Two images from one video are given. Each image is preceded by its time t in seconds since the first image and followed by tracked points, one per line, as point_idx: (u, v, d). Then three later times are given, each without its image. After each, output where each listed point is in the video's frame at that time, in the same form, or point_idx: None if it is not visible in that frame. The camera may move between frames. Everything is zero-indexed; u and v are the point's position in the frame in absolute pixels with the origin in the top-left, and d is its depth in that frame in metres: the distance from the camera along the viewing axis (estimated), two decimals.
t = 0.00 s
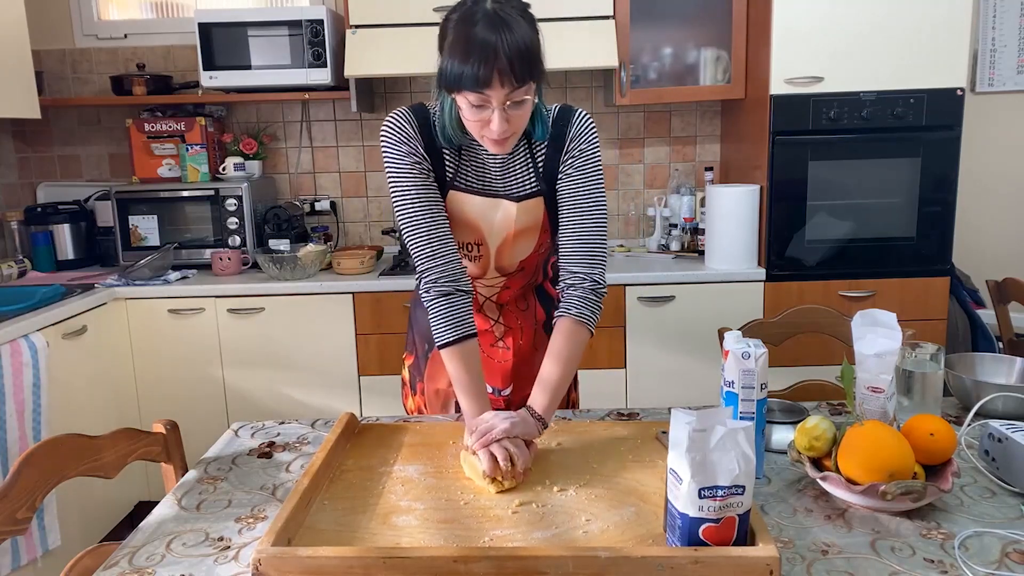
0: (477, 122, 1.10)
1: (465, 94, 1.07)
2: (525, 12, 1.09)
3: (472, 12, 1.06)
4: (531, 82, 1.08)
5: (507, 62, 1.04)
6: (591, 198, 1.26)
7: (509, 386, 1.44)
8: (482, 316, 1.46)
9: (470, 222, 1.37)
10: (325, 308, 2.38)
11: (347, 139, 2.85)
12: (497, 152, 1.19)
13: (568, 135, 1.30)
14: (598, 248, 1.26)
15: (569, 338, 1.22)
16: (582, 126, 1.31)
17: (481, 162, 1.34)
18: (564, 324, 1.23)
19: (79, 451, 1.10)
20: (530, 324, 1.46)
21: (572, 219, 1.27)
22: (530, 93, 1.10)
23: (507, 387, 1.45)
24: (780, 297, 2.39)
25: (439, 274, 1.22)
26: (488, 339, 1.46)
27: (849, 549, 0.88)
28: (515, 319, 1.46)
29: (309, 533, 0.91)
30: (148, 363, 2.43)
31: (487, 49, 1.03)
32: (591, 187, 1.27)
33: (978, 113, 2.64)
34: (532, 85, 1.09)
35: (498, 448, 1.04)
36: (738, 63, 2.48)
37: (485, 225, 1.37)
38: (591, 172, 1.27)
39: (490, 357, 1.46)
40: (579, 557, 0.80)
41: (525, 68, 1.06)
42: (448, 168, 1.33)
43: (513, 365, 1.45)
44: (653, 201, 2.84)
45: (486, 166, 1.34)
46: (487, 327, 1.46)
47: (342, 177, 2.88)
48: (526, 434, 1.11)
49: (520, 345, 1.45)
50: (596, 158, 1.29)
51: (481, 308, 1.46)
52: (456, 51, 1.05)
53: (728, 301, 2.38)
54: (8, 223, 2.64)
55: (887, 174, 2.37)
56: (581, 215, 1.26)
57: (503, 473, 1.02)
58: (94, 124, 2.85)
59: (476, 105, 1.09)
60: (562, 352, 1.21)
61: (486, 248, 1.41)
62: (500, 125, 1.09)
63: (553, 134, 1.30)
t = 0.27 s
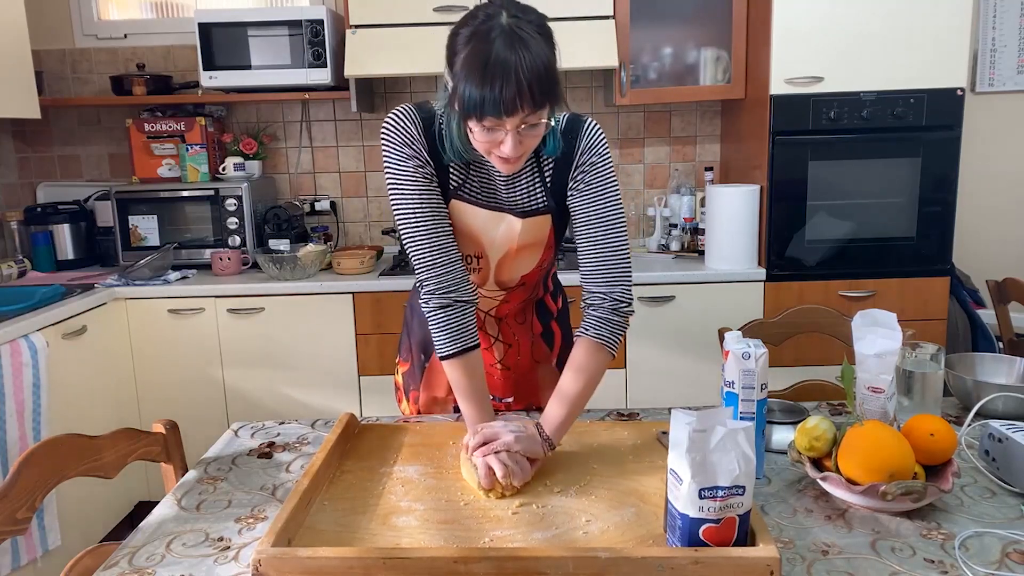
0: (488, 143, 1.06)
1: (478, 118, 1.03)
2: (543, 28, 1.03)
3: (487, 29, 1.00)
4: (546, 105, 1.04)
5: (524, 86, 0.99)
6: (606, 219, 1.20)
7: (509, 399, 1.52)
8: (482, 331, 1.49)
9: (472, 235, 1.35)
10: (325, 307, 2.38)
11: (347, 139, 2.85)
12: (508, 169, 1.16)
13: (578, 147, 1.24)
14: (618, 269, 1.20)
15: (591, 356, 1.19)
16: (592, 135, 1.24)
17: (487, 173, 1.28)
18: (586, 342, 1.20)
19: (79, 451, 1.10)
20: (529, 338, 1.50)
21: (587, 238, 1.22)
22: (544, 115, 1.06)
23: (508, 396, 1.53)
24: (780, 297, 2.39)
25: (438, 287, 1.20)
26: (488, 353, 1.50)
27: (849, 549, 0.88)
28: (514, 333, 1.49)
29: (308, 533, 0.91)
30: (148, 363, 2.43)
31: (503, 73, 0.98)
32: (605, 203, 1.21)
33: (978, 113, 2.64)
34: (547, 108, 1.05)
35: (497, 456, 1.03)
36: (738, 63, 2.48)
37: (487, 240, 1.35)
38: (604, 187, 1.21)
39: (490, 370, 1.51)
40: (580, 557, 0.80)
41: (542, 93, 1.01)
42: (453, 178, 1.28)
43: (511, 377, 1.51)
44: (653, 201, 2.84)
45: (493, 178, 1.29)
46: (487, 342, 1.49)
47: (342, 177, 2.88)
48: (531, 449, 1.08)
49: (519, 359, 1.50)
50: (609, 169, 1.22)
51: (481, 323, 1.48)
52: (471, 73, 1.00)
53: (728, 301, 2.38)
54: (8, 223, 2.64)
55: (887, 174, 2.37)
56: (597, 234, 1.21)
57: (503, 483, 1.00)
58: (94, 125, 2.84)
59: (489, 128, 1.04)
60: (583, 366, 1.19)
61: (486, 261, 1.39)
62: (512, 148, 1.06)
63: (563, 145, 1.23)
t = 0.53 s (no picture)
0: (488, 128, 1.07)
1: (477, 101, 1.04)
2: (540, 23, 1.06)
3: (487, 18, 1.03)
4: (544, 89, 1.04)
5: (521, 67, 1.00)
6: (604, 212, 1.22)
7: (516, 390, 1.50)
8: (490, 320, 1.49)
9: (482, 230, 1.36)
10: (325, 308, 2.38)
11: (347, 139, 2.85)
12: (510, 158, 1.16)
13: (584, 144, 1.27)
14: (609, 261, 1.22)
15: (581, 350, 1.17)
16: (595, 137, 1.28)
17: (491, 167, 1.30)
18: (574, 334, 1.18)
19: (79, 451, 1.10)
20: (536, 326, 1.51)
21: (582, 229, 1.23)
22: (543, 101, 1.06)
23: (513, 390, 1.51)
24: (780, 297, 2.39)
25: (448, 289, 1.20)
26: (496, 342, 1.49)
27: (849, 549, 0.88)
28: (522, 321, 1.50)
29: (308, 534, 0.91)
30: (148, 363, 2.43)
31: (500, 54, 1.00)
32: (603, 196, 1.23)
33: (978, 113, 2.64)
34: (545, 94, 1.06)
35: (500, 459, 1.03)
36: (738, 64, 2.48)
37: (497, 234, 1.37)
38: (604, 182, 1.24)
39: (497, 360, 1.50)
40: (580, 557, 0.79)
41: (540, 77, 1.02)
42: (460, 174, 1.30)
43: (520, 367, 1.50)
44: (653, 201, 2.84)
45: (496, 171, 1.30)
46: (495, 331, 1.49)
47: (342, 177, 2.88)
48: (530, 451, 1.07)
49: (527, 348, 1.50)
50: (609, 166, 1.26)
51: (489, 312, 1.48)
52: (470, 57, 1.02)
53: (728, 301, 2.38)
54: (8, 223, 2.64)
55: (887, 174, 2.37)
56: (595, 225, 1.22)
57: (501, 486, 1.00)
58: (94, 124, 2.84)
59: (488, 112, 1.05)
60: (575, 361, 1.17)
61: (497, 254, 1.40)
62: (511, 131, 1.06)
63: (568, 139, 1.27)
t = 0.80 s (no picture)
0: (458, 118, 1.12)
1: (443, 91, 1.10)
2: (506, 17, 1.12)
3: (451, 14, 1.11)
4: (503, 71, 1.08)
5: (473, 52, 1.06)
6: (604, 211, 1.28)
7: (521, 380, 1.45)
8: (494, 308, 1.46)
9: (479, 227, 1.37)
10: (325, 308, 2.38)
11: (347, 139, 2.85)
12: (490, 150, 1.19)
13: (579, 138, 1.30)
14: (613, 251, 1.29)
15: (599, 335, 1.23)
16: (590, 135, 1.31)
17: (485, 167, 1.33)
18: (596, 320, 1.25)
19: (79, 451, 1.10)
20: (542, 317, 1.46)
21: (587, 222, 1.29)
22: (506, 85, 1.10)
23: (517, 380, 1.46)
24: (779, 297, 2.39)
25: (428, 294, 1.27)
26: (499, 329, 1.46)
27: (849, 549, 0.88)
28: (527, 310, 1.46)
29: (308, 534, 0.91)
30: (148, 363, 2.43)
31: (453, 42, 1.07)
32: (603, 196, 1.28)
33: (978, 113, 2.64)
34: (507, 77, 1.10)
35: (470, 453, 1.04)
36: (738, 64, 2.48)
37: (494, 229, 1.37)
38: (602, 180, 1.29)
39: (501, 348, 1.46)
40: (580, 557, 0.79)
41: (494, 58, 1.07)
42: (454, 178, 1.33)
43: (524, 359, 1.46)
44: (653, 201, 2.84)
45: (491, 171, 1.33)
46: (499, 318, 1.46)
47: (342, 177, 2.88)
48: (521, 444, 1.09)
49: (530, 337, 1.46)
50: (602, 162, 1.30)
51: (493, 300, 1.46)
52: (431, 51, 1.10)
53: (728, 301, 2.38)
54: (8, 223, 2.64)
55: (887, 174, 2.37)
56: (598, 225, 1.28)
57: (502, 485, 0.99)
58: (94, 124, 2.84)
59: (455, 101, 1.11)
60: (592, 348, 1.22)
61: (499, 250, 1.39)
62: (476, 117, 1.10)
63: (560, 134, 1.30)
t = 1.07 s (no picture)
0: (464, 147, 1.12)
1: (448, 124, 1.10)
2: (507, 41, 1.09)
3: (450, 45, 1.07)
4: (507, 103, 1.07)
5: (475, 89, 1.04)
6: (609, 238, 1.29)
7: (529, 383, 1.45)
8: (500, 314, 1.45)
9: (482, 246, 1.36)
10: (325, 307, 2.38)
11: (347, 139, 2.85)
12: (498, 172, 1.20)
13: (585, 163, 1.28)
14: (618, 273, 1.31)
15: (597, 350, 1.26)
16: (597, 161, 1.29)
17: (490, 191, 1.32)
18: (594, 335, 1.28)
19: (79, 451, 1.10)
20: (548, 325, 1.46)
21: (591, 249, 1.29)
22: (510, 114, 1.09)
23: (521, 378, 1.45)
24: (779, 297, 2.39)
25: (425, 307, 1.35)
26: (505, 334, 1.46)
27: (849, 549, 0.88)
28: (534, 317, 1.45)
29: (308, 534, 0.91)
30: (148, 363, 2.43)
31: (454, 79, 1.05)
32: (608, 222, 1.28)
33: (978, 113, 2.64)
34: (510, 108, 1.09)
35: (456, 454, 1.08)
36: (738, 63, 2.48)
37: (497, 249, 1.36)
38: (607, 207, 1.28)
39: (507, 352, 1.46)
40: (580, 557, 0.79)
41: (497, 94, 1.05)
42: (459, 200, 1.33)
43: (529, 358, 1.46)
44: (653, 201, 2.84)
45: (496, 194, 1.32)
46: (505, 324, 1.45)
47: (342, 177, 2.88)
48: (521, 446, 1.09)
49: (536, 342, 1.45)
50: (608, 188, 1.29)
51: (500, 307, 1.45)
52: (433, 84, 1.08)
53: (728, 301, 2.38)
54: (8, 223, 2.64)
55: (887, 174, 2.37)
56: (602, 251, 1.29)
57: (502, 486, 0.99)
58: (94, 124, 2.84)
59: (460, 132, 1.10)
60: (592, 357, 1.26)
61: (503, 267, 1.38)
62: (482, 148, 1.10)
63: (565, 159, 1.28)
